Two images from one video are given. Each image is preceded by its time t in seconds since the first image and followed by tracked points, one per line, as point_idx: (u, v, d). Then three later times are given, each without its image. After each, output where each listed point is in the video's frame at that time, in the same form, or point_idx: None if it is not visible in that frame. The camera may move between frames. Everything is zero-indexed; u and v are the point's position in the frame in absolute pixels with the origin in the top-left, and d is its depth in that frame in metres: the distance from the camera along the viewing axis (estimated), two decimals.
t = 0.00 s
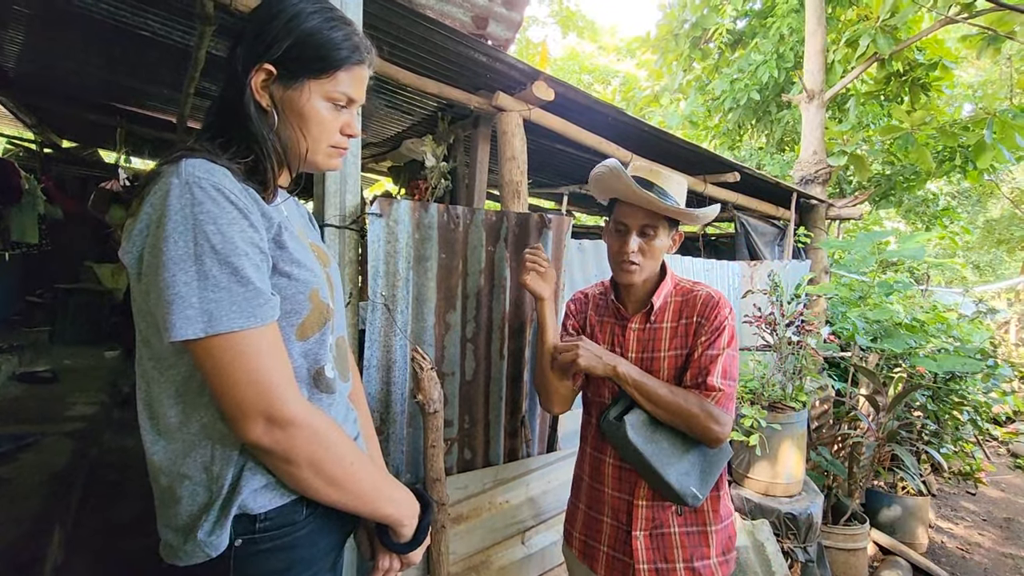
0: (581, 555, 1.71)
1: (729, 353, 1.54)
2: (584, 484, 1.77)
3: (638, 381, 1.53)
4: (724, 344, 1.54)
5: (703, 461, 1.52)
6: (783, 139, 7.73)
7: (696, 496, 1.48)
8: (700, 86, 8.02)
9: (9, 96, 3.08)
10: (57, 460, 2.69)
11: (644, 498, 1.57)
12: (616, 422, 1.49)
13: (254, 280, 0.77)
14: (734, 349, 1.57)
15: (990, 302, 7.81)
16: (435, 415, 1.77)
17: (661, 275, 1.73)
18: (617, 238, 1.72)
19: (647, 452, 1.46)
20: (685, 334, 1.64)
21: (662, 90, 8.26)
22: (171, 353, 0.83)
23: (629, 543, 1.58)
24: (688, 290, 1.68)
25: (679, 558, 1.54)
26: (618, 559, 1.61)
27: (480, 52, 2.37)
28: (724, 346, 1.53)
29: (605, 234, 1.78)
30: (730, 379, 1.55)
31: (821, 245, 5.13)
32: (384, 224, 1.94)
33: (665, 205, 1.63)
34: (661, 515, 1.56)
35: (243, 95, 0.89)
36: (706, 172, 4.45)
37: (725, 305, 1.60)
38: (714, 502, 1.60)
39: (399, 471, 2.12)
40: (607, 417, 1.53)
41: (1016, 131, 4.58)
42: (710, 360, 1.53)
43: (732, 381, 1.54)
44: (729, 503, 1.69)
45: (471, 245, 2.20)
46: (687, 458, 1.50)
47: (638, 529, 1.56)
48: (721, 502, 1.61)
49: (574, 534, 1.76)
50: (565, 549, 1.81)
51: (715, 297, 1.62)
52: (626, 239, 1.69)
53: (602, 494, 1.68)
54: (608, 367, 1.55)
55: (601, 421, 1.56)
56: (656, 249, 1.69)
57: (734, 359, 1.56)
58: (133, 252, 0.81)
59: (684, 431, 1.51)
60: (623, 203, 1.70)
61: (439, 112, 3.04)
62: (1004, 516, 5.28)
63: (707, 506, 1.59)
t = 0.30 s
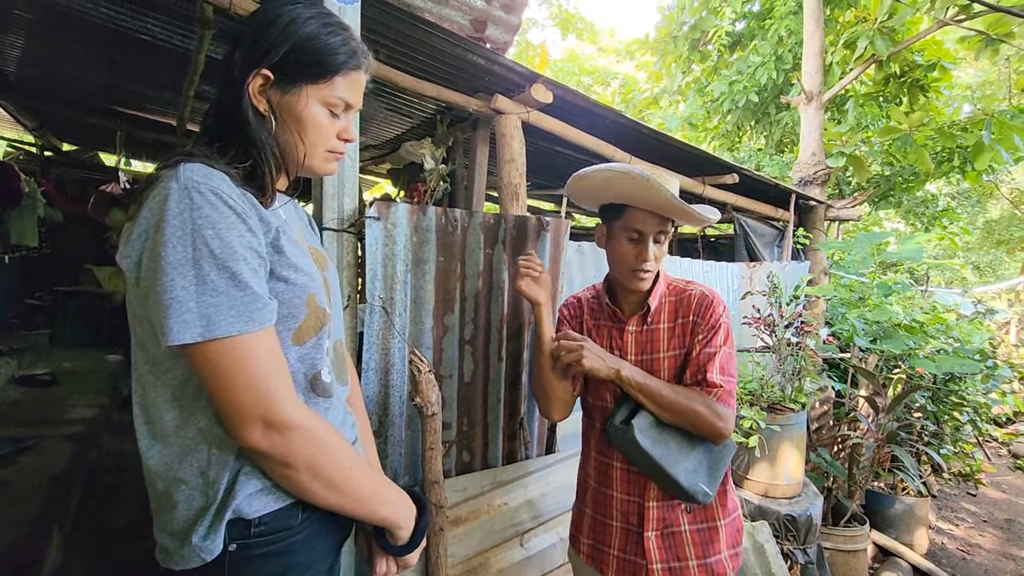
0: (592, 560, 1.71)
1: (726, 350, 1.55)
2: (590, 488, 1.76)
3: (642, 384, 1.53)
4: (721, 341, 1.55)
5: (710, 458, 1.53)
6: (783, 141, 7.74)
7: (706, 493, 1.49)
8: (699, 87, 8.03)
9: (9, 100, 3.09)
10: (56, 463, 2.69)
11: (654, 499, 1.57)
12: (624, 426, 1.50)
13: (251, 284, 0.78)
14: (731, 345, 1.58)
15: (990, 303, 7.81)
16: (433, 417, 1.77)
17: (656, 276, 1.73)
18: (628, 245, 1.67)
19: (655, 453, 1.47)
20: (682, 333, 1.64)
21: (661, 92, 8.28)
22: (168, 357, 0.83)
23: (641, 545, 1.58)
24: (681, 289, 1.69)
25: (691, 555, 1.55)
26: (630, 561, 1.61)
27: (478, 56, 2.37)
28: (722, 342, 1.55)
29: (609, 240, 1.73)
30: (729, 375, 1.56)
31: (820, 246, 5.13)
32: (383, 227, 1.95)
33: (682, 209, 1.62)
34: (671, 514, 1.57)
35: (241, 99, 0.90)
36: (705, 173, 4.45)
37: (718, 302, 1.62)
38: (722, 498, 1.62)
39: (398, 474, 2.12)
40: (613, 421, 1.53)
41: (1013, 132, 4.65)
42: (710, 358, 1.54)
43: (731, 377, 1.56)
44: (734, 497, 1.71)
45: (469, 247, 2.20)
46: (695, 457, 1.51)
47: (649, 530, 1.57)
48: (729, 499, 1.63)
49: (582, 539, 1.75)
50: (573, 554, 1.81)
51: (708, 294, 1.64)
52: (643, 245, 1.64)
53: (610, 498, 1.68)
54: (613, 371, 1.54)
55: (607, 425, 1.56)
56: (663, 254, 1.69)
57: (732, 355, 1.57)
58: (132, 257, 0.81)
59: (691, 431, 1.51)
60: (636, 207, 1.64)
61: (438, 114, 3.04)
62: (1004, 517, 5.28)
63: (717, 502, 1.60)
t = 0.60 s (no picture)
0: (619, 565, 1.68)
1: (731, 342, 1.64)
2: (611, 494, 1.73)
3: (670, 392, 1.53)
4: (726, 335, 1.63)
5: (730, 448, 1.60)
6: (786, 141, 7.73)
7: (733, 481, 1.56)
8: (702, 88, 8.03)
9: (17, 102, 3.12)
10: (60, 463, 2.70)
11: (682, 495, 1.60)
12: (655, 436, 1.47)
13: (247, 286, 0.78)
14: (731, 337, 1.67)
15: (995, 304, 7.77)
16: (435, 418, 1.78)
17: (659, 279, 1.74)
18: (650, 258, 1.61)
19: (695, 458, 1.48)
20: (690, 331, 1.67)
21: (664, 93, 8.28)
22: (163, 355, 0.84)
23: (673, 540, 1.60)
24: (679, 287, 1.71)
25: (716, 538, 1.63)
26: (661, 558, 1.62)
27: (480, 57, 2.38)
28: (729, 337, 1.62)
29: (624, 252, 1.65)
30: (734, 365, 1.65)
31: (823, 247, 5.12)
32: (384, 229, 1.96)
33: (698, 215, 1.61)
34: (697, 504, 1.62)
35: (246, 101, 0.91)
36: (708, 174, 4.45)
37: (717, 298, 1.68)
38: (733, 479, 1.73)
39: (400, 475, 2.13)
40: (645, 429, 1.52)
41: (1017, 131, 4.67)
42: (721, 353, 1.61)
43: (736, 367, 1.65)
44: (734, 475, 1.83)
45: (471, 249, 2.21)
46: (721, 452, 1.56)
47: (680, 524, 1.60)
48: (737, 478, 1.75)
49: (606, 544, 1.71)
50: (593, 560, 1.77)
51: (707, 291, 1.68)
52: (667, 254, 1.61)
53: (636, 501, 1.66)
54: (640, 386, 1.54)
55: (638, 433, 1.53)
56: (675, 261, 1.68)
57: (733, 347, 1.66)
58: (131, 255, 0.82)
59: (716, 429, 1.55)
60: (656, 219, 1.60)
61: (440, 116, 3.05)
62: (1009, 518, 5.25)
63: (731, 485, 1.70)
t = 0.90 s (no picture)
0: (642, 568, 1.65)
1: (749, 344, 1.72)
2: (634, 496, 1.70)
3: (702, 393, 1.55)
4: (746, 336, 1.71)
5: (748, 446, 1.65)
6: (793, 140, 7.69)
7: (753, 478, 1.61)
8: (709, 87, 8.00)
9: (28, 104, 3.16)
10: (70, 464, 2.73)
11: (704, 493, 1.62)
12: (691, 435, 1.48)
13: (269, 289, 0.79)
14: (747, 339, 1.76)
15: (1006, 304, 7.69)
16: (441, 418, 1.78)
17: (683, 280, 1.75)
18: (684, 259, 1.59)
19: (726, 458, 1.51)
20: (713, 333, 1.71)
21: (670, 92, 8.25)
22: (179, 356, 0.85)
23: (697, 539, 1.61)
24: (701, 289, 1.75)
25: (733, 534, 1.67)
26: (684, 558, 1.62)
27: (486, 57, 2.38)
28: (748, 339, 1.71)
29: (659, 251, 1.62)
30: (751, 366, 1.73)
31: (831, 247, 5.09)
32: (391, 230, 1.97)
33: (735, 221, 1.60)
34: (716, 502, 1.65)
35: (267, 102, 0.91)
36: (714, 174, 4.43)
37: (735, 301, 1.75)
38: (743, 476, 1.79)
39: (407, 475, 2.13)
40: (676, 428, 1.53)
41: None
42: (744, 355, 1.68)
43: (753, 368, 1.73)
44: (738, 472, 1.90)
45: (477, 249, 2.21)
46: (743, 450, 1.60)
47: (702, 523, 1.61)
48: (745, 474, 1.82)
49: (628, 548, 1.68)
50: (612, 563, 1.74)
51: (728, 295, 1.75)
52: (702, 257, 1.59)
53: (660, 503, 1.64)
54: (678, 385, 1.53)
55: (670, 433, 1.53)
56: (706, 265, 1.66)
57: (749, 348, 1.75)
58: (151, 254, 0.82)
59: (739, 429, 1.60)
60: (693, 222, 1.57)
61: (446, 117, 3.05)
62: (1020, 521, 5.20)
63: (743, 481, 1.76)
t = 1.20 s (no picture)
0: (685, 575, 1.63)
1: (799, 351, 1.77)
2: (680, 501, 1.66)
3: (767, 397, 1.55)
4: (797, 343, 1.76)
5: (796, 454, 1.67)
6: (806, 140, 7.61)
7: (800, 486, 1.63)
8: (721, 87, 7.94)
9: (47, 106, 3.20)
10: (87, 462, 2.76)
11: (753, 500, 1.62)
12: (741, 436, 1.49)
13: (314, 293, 0.80)
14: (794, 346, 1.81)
15: None
16: (456, 419, 1.77)
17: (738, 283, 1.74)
18: (756, 259, 1.55)
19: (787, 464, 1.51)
20: (767, 337, 1.73)
21: (682, 92, 8.21)
22: (211, 358, 0.85)
23: (743, 547, 1.60)
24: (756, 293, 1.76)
25: (774, 543, 1.67)
26: (728, 565, 1.61)
27: (499, 58, 2.38)
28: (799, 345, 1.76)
29: (733, 249, 1.57)
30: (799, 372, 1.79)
31: (845, 248, 5.03)
32: (406, 230, 1.98)
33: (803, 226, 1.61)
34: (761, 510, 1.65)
35: (302, 102, 0.91)
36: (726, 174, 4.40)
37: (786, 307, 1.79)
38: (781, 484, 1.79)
39: (421, 475, 2.14)
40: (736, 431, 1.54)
41: None
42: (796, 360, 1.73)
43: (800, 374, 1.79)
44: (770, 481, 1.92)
45: (492, 250, 2.21)
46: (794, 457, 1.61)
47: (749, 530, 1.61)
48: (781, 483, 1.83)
49: (671, 554, 1.65)
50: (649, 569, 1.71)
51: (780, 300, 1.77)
52: (770, 259, 1.57)
53: (708, 509, 1.62)
54: (743, 386, 1.52)
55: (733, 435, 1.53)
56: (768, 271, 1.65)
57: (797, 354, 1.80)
58: (192, 256, 0.81)
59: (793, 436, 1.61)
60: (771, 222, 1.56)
61: (459, 117, 3.04)
62: None
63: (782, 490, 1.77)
